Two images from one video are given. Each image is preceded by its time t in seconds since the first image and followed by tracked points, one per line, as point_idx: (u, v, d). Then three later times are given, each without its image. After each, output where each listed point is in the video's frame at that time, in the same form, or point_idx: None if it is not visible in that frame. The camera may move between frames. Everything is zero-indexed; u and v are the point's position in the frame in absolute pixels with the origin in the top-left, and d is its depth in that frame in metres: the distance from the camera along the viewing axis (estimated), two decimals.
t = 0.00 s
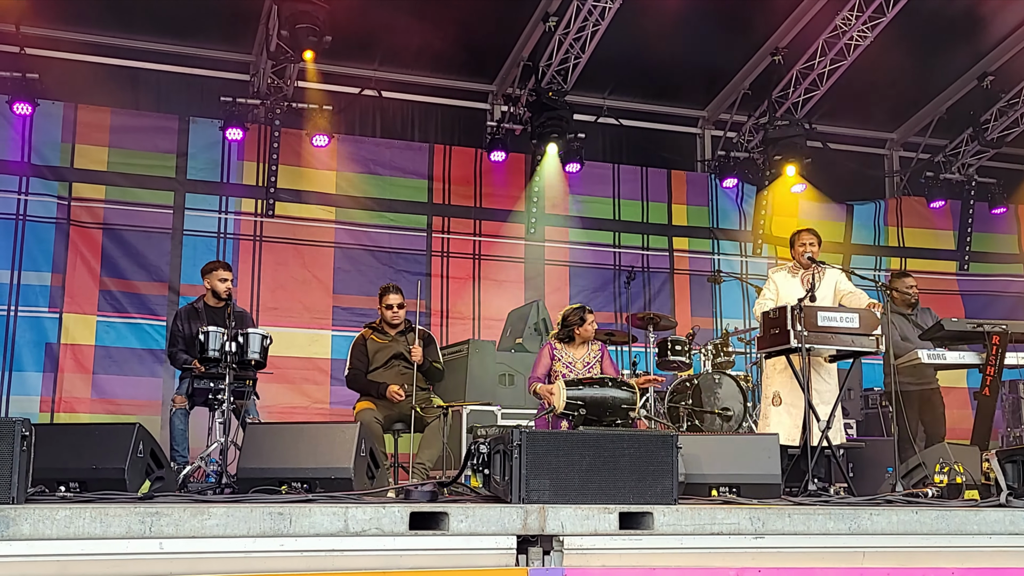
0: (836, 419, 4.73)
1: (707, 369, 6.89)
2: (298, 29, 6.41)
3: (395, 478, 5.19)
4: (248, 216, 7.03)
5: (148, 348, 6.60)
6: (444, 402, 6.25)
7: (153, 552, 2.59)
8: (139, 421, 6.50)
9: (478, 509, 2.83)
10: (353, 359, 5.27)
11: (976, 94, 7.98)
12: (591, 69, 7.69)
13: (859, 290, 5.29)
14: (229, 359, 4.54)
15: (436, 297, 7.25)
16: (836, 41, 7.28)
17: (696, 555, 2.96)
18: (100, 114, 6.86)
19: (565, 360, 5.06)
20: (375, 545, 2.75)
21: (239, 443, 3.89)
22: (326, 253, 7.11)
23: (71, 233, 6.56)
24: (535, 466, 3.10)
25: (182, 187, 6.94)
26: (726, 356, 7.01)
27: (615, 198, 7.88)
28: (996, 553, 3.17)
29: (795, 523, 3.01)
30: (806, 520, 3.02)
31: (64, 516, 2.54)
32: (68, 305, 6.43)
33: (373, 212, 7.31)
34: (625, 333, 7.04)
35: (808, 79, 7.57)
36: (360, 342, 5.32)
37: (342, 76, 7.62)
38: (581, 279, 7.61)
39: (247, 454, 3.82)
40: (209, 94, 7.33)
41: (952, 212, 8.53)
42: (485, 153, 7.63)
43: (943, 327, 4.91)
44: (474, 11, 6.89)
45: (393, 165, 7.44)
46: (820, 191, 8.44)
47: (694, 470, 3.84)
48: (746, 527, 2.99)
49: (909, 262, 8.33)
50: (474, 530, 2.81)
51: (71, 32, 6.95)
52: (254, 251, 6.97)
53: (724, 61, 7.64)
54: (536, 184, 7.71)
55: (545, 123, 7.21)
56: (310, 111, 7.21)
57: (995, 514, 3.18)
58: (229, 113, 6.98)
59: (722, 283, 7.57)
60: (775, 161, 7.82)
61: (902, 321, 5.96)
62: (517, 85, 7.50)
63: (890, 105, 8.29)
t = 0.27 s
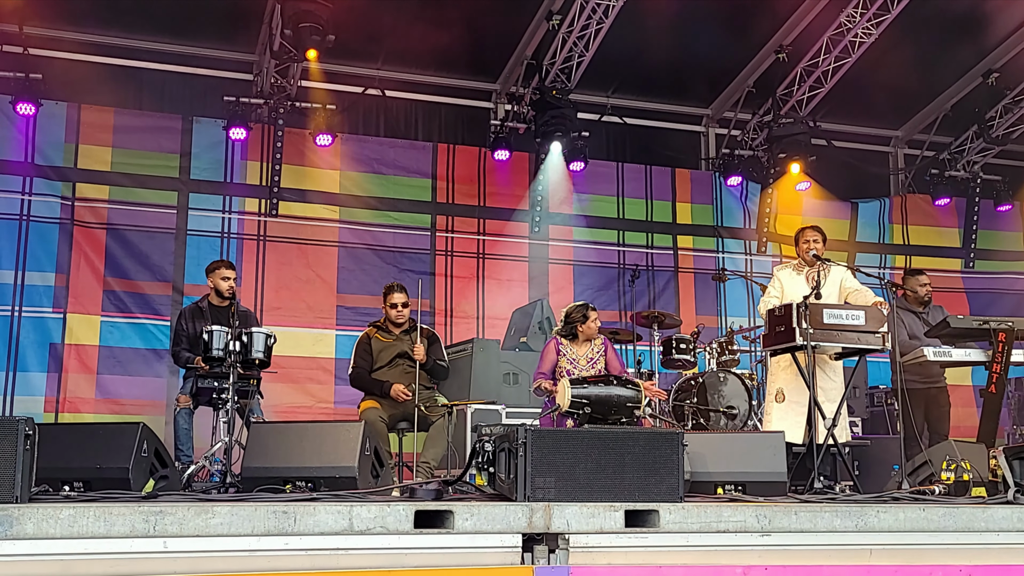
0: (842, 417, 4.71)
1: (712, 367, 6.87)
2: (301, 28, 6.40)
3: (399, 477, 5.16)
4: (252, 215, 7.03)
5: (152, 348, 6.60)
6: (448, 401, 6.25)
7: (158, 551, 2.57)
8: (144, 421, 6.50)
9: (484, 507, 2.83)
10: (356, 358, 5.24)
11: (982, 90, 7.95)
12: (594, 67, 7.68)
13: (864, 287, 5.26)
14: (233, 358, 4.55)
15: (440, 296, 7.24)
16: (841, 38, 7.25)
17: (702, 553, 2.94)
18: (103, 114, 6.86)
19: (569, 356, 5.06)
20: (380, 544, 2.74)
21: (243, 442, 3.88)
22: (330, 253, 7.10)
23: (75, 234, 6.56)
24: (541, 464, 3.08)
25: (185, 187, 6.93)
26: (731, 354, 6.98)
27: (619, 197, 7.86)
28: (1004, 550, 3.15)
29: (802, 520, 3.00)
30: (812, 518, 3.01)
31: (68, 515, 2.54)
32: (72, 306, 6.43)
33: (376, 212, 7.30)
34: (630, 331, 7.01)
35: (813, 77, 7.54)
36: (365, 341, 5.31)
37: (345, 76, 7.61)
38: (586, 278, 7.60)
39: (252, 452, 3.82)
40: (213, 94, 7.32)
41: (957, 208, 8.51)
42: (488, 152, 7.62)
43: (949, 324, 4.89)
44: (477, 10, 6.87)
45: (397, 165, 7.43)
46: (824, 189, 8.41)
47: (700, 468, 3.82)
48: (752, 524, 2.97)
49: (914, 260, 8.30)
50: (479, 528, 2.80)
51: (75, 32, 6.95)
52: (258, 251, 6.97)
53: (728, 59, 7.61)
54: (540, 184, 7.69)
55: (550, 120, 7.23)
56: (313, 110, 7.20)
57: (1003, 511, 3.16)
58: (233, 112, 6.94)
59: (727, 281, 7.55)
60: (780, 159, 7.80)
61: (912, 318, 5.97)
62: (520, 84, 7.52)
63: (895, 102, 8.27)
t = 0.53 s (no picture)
0: (846, 414, 4.70)
1: (716, 364, 6.86)
2: (304, 24, 6.39)
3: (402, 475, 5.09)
4: (255, 212, 7.02)
5: (156, 344, 6.60)
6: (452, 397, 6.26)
7: (160, 547, 2.57)
8: (148, 418, 6.51)
9: (486, 503, 2.84)
10: (360, 354, 5.25)
11: (987, 86, 7.91)
12: (598, 63, 7.66)
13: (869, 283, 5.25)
14: (236, 355, 4.57)
15: (443, 293, 7.23)
16: (845, 34, 7.24)
17: (705, 550, 2.93)
18: (106, 111, 6.86)
19: (572, 354, 5.05)
20: (382, 540, 2.73)
21: (246, 439, 3.88)
22: (333, 249, 7.10)
23: (78, 230, 6.56)
24: (544, 461, 3.07)
25: (189, 183, 6.93)
26: (735, 351, 6.98)
27: (623, 193, 7.84)
28: (1008, 547, 3.14)
29: (805, 517, 2.99)
30: (815, 514, 3.00)
31: (70, 512, 2.54)
32: (75, 302, 6.43)
33: (380, 209, 7.29)
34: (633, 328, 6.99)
35: (817, 73, 7.52)
36: (368, 338, 5.32)
37: (349, 72, 7.61)
38: (589, 275, 7.59)
39: (255, 449, 3.81)
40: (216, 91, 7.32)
41: (963, 205, 8.49)
42: (492, 148, 7.61)
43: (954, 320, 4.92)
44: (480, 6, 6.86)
45: (400, 161, 7.43)
46: (829, 185, 8.38)
47: (703, 464, 3.82)
48: (756, 521, 2.97)
49: (918, 257, 8.28)
50: (481, 524, 2.81)
51: (78, 29, 6.96)
52: (261, 248, 6.97)
53: (732, 55, 7.60)
54: (544, 181, 7.68)
55: (553, 117, 7.20)
56: (316, 106, 7.19)
57: (1007, 508, 3.15)
58: (236, 109, 6.98)
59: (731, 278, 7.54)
60: (783, 156, 7.77)
61: (924, 312, 5.97)
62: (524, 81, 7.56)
63: (899, 99, 8.24)
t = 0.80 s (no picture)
0: (850, 409, 4.70)
1: (719, 360, 6.86)
2: (307, 20, 6.41)
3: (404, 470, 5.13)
4: (259, 208, 7.03)
5: (160, 340, 6.61)
6: (455, 393, 6.26)
7: (165, 543, 2.58)
8: (152, 414, 6.52)
9: (490, 499, 2.83)
10: (363, 350, 5.27)
11: (992, 81, 7.90)
12: (601, 59, 7.65)
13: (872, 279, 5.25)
14: (239, 352, 4.56)
15: (447, 288, 7.23)
16: (848, 29, 7.25)
17: (708, 546, 2.94)
18: (109, 107, 6.86)
19: (574, 350, 5.05)
20: (387, 536, 2.74)
21: (250, 435, 3.89)
22: (336, 245, 7.10)
23: (82, 227, 6.57)
24: (547, 457, 3.08)
25: (192, 179, 6.93)
26: (739, 346, 6.98)
27: (626, 188, 7.83)
28: (1012, 542, 3.14)
29: (809, 512, 2.99)
30: (820, 510, 3.00)
31: (74, 508, 2.54)
32: (79, 299, 6.44)
33: (383, 204, 7.29)
34: (637, 323, 7.00)
35: (821, 68, 7.52)
36: (371, 333, 5.32)
37: (351, 68, 7.61)
38: (593, 270, 7.59)
39: (259, 445, 3.82)
40: (219, 87, 7.32)
41: (966, 200, 8.47)
42: (495, 144, 7.60)
43: (959, 316, 4.93)
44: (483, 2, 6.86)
45: (403, 157, 7.42)
46: (832, 180, 8.37)
47: (706, 460, 3.82)
48: (759, 516, 2.97)
49: (922, 252, 8.27)
50: (485, 520, 2.81)
51: (81, 25, 6.96)
52: (265, 244, 6.97)
53: (735, 50, 7.58)
54: (547, 176, 7.67)
55: (556, 112, 7.19)
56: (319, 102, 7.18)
57: (1011, 504, 3.15)
58: (239, 105, 6.93)
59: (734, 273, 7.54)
60: (786, 151, 7.75)
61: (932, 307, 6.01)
62: (527, 76, 7.57)
63: (903, 93, 8.22)
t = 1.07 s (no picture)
0: (852, 406, 4.70)
1: (722, 356, 6.85)
2: (311, 16, 6.44)
3: (409, 466, 5.14)
4: (262, 204, 7.03)
5: (163, 336, 6.62)
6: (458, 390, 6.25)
7: (169, 539, 2.59)
8: (155, 409, 6.53)
9: (493, 496, 2.83)
10: (367, 346, 5.26)
11: (995, 78, 7.90)
12: (604, 55, 7.64)
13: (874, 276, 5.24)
14: (243, 348, 4.53)
15: (450, 285, 7.23)
16: (852, 25, 7.21)
17: (711, 542, 2.94)
18: (113, 103, 6.86)
19: (577, 346, 5.04)
20: (391, 533, 2.74)
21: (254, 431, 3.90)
22: (340, 241, 7.11)
23: (85, 222, 6.57)
24: (550, 454, 3.08)
25: (195, 175, 6.93)
26: (742, 343, 6.97)
27: (629, 185, 7.83)
28: (1015, 539, 3.14)
29: (812, 509, 2.99)
30: (823, 507, 3.00)
31: (79, 504, 2.56)
32: (82, 294, 6.45)
33: (386, 201, 7.29)
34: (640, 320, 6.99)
35: (824, 64, 7.50)
36: (374, 330, 5.29)
37: (355, 64, 7.60)
38: (596, 267, 7.58)
39: (261, 441, 3.83)
40: (222, 83, 7.32)
41: (969, 197, 8.45)
42: (498, 140, 7.59)
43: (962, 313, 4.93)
44: None
45: (407, 153, 7.42)
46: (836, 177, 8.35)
47: (710, 457, 3.82)
48: (762, 514, 2.97)
49: (925, 249, 8.25)
50: (488, 517, 2.81)
51: (84, 20, 6.96)
52: (268, 240, 6.97)
53: (739, 47, 7.57)
54: (550, 172, 7.66)
55: (559, 109, 7.17)
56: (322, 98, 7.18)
57: (1014, 501, 3.15)
58: (242, 101, 6.99)
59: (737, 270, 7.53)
60: (790, 147, 7.76)
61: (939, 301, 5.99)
62: (530, 72, 7.48)
63: (907, 90, 8.20)
